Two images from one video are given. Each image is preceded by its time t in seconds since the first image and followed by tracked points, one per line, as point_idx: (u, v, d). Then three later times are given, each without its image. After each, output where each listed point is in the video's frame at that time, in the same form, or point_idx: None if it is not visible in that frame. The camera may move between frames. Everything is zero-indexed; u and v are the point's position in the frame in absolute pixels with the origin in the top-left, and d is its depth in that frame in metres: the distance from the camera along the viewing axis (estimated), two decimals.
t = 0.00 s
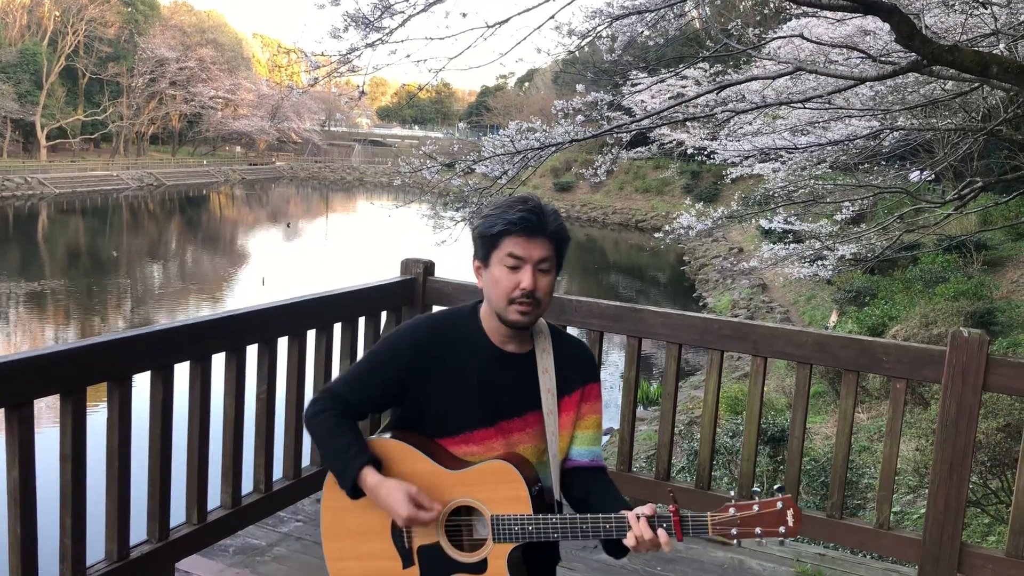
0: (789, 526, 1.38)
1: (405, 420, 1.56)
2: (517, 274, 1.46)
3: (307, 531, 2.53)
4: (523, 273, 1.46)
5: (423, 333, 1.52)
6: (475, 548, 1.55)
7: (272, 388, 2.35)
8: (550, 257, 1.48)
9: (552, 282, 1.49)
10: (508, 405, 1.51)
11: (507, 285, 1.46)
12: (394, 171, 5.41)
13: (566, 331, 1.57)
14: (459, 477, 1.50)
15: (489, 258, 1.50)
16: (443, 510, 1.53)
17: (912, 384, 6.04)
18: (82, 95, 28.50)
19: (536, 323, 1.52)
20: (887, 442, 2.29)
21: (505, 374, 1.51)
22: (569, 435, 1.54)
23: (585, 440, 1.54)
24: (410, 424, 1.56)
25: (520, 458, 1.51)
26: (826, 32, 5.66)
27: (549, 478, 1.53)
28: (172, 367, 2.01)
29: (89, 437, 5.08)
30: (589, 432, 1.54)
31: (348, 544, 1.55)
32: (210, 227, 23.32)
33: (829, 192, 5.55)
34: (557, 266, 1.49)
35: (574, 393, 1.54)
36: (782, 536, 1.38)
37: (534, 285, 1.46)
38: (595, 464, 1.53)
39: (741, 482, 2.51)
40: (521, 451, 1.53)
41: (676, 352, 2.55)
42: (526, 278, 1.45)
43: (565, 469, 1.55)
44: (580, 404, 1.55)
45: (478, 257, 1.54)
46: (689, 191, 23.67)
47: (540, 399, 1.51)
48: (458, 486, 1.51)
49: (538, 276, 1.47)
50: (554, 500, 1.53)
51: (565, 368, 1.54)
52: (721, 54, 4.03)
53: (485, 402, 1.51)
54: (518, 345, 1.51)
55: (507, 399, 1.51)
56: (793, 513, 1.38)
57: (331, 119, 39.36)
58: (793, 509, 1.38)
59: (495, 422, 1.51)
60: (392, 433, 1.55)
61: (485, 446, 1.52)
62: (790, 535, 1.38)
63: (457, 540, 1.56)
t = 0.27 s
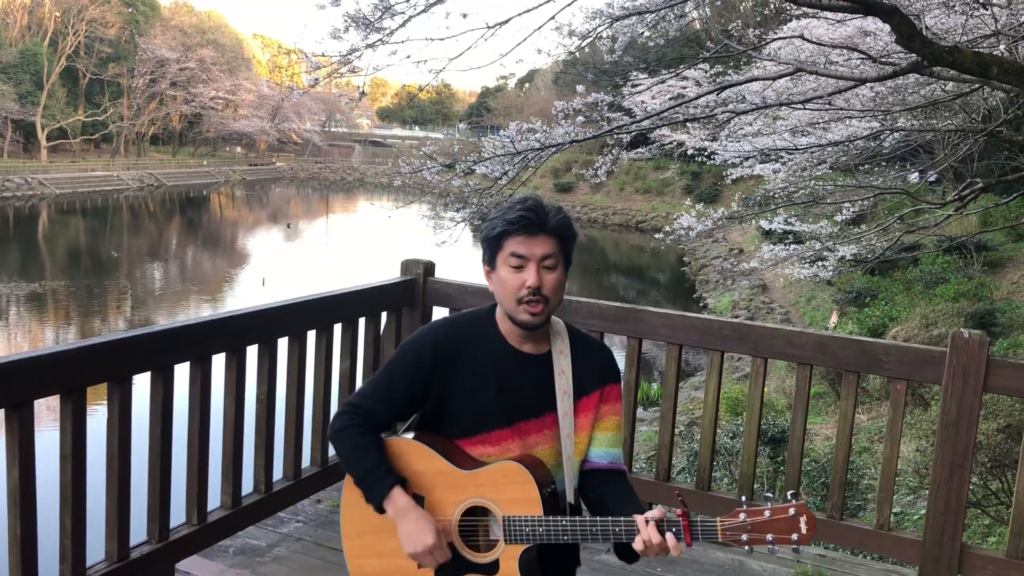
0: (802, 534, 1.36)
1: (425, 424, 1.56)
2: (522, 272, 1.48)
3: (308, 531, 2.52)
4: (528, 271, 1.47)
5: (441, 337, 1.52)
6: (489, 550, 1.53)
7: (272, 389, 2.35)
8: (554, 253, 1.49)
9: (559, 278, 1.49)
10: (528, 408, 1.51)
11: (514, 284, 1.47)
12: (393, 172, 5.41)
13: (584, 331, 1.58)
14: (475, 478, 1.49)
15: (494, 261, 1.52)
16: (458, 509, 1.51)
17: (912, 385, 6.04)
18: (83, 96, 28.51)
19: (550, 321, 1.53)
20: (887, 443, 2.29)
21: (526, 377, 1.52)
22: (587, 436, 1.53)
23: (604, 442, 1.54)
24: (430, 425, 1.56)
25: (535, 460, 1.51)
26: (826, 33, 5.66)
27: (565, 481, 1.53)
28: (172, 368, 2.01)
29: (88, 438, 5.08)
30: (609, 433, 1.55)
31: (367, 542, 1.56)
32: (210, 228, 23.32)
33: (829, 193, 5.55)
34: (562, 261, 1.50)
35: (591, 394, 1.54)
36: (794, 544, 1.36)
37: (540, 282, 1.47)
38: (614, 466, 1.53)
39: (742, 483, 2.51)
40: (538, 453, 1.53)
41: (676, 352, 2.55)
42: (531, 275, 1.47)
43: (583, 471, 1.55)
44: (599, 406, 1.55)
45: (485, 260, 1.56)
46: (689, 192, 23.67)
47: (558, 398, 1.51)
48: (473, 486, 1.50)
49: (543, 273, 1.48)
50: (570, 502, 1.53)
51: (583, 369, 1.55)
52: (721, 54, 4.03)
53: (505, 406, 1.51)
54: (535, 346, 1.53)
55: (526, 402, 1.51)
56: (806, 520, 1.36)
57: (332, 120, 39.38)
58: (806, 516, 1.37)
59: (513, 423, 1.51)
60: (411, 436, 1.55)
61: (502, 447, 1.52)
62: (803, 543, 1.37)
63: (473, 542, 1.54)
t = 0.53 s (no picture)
0: (808, 543, 1.34)
1: (436, 423, 1.57)
2: (522, 267, 1.48)
3: (308, 531, 2.52)
4: (527, 266, 1.48)
5: (450, 337, 1.53)
6: (496, 550, 1.53)
7: (272, 389, 2.35)
8: (552, 246, 1.49)
9: (560, 271, 1.49)
10: (536, 410, 1.50)
11: (514, 280, 1.48)
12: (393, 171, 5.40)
13: (596, 332, 1.57)
14: (483, 479, 1.50)
15: (496, 260, 1.53)
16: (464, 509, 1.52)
17: (912, 384, 6.03)
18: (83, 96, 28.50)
19: (557, 319, 1.53)
20: (887, 442, 2.28)
21: (535, 379, 1.51)
22: (596, 440, 1.53)
23: (614, 445, 1.53)
24: (440, 426, 1.57)
25: (543, 462, 1.50)
26: (827, 33, 5.65)
27: (572, 483, 1.52)
28: (171, 368, 2.01)
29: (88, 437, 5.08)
30: (619, 436, 1.53)
31: (375, 540, 1.58)
32: (211, 228, 23.31)
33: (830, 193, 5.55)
34: (562, 254, 1.49)
35: (601, 398, 1.52)
36: (800, 553, 1.35)
37: (539, 276, 1.47)
38: (624, 469, 1.52)
39: (742, 483, 2.51)
40: (546, 456, 1.52)
41: (676, 352, 2.55)
42: (530, 269, 1.47)
43: (592, 473, 1.54)
44: (608, 409, 1.53)
45: (489, 261, 1.58)
46: (689, 191, 23.67)
47: (566, 400, 1.51)
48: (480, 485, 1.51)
49: (543, 267, 1.48)
50: (578, 505, 1.52)
51: (593, 371, 1.53)
52: (721, 54, 4.02)
53: (513, 406, 1.50)
54: (545, 348, 1.53)
55: (534, 403, 1.51)
56: (812, 530, 1.34)
57: (332, 120, 39.37)
58: (812, 524, 1.35)
59: (520, 425, 1.51)
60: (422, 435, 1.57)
61: (510, 449, 1.52)
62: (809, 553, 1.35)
63: (480, 543, 1.54)
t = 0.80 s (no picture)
0: (809, 547, 1.34)
1: (438, 426, 1.58)
2: (532, 258, 1.49)
3: (309, 532, 2.52)
4: (538, 257, 1.49)
5: (452, 340, 1.54)
6: (498, 552, 1.53)
7: (273, 389, 2.35)
8: (564, 239, 1.51)
9: (570, 265, 1.50)
10: (538, 411, 1.51)
11: (524, 271, 1.49)
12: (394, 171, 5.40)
13: (599, 334, 1.58)
14: (484, 479, 1.51)
15: (506, 253, 1.54)
16: (465, 513, 1.52)
17: (913, 384, 6.03)
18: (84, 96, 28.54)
19: (562, 319, 1.53)
20: (889, 442, 2.28)
21: (537, 380, 1.51)
22: (599, 442, 1.52)
23: (616, 447, 1.52)
24: (442, 429, 1.57)
25: (544, 464, 1.50)
26: (828, 33, 5.65)
27: (574, 485, 1.52)
28: (172, 368, 2.00)
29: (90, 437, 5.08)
30: (621, 439, 1.53)
31: (376, 541, 1.57)
32: (212, 228, 23.32)
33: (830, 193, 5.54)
34: (573, 249, 1.51)
35: (604, 399, 1.52)
36: (801, 558, 1.35)
37: (551, 267, 1.48)
38: (627, 472, 1.52)
39: (744, 483, 2.51)
40: (548, 458, 1.52)
41: (677, 352, 2.55)
42: (541, 260, 1.48)
43: (594, 476, 1.53)
44: (612, 410, 1.53)
45: (498, 257, 1.59)
46: (690, 191, 23.67)
47: (568, 402, 1.50)
48: (481, 487, 1.51)
49: (554, 259, 1.49)
50: (580, 507, 1.51)
51: (596, 372, 1.53)
52: (721, 54, 4.01)
53: (515, 409, 1.51)
54: (547, 349, 1.53)
55: (537, 405, 1.51)
56: (814, 533, 1.34)
57: (333, 120, 39.40)
58: (814, 528, 1.35)
59: (523, 427, 1.51)
60: (424, 439, 1.57)
61: (512, 451, 1.52)
62: (810, 556, 1.35)
63: (481, 546, 1.54)
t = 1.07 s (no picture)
0: (806, 546, 1.35)
1: (433, 426, 1.57)
2: (528, 259, 1.50)
3: (310, 532, 2.52)
4: (534, 258, 1.50)
5: (448, 338, 1.54)
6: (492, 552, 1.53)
7: (274, 390, 2.35)
8: (560, 239, 1.52)
9: (566, 265, 1.52)
10: (534, 412, 1.51)
11: (520, 271, 1.50)
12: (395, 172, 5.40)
13: (593, 335, 1.59)
14: (476, 480, 1.50)
15: (501, 253, 1.55)
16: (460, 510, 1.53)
17: (914, 386, 6.02)
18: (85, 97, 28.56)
19: (557, 319, 1.54)
20: (890, 444, 2.28)
21: (533, 381, 1.52)
22: (594, 442, 1.53)
23: (611, 448, 1.54)
24: (437, 429, 1.57)
25: (539, 464, 1.51)
26: (829, 34, 5.65)
27: (568, 486, 1.52)
28: (173, 369, 2.01)
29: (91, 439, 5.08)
30: (616, 439, 1.54)
31: (370, 543, 1.58)
32: (213, 229, 23.33)
33: (831, 194, 5.54)
34: (567, 249, 1.52)
35: (598, 399, 1.54)
36: (798, 555, 1.36)
37: (547, 267, 1.49)
38: (622, 472, 1.53)
39: (744, 485, 2.51)
40: (543, 458, 1.53)
41: (678, 353, 2.55)
42: (538, 260, 1.49)
43: (589, 477, 1.54)
44: (606, 410, 1.54)
45: (492, 257, 1.60)
46: (691, 192, 23.67)
47: (563, 403, 1.51)
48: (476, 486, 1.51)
49: (551, 259, 1.50)
50: (574, 507, 1.52)
51: (590, 372, 1.54)
52: (723, 55, 4.00)
53: (510, 409, 1.51)
54: (542, 349, 1.54)
55: (532, 405, 1.51)
56: (810, 531, 1.35)
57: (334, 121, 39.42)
58: (810, 526, 1.36)
59: (518, 427, 1.51)
60: (419, 437, 1.57)
61: (507, 452, 1.52)
62: (806, 555, 1.36)
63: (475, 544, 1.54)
